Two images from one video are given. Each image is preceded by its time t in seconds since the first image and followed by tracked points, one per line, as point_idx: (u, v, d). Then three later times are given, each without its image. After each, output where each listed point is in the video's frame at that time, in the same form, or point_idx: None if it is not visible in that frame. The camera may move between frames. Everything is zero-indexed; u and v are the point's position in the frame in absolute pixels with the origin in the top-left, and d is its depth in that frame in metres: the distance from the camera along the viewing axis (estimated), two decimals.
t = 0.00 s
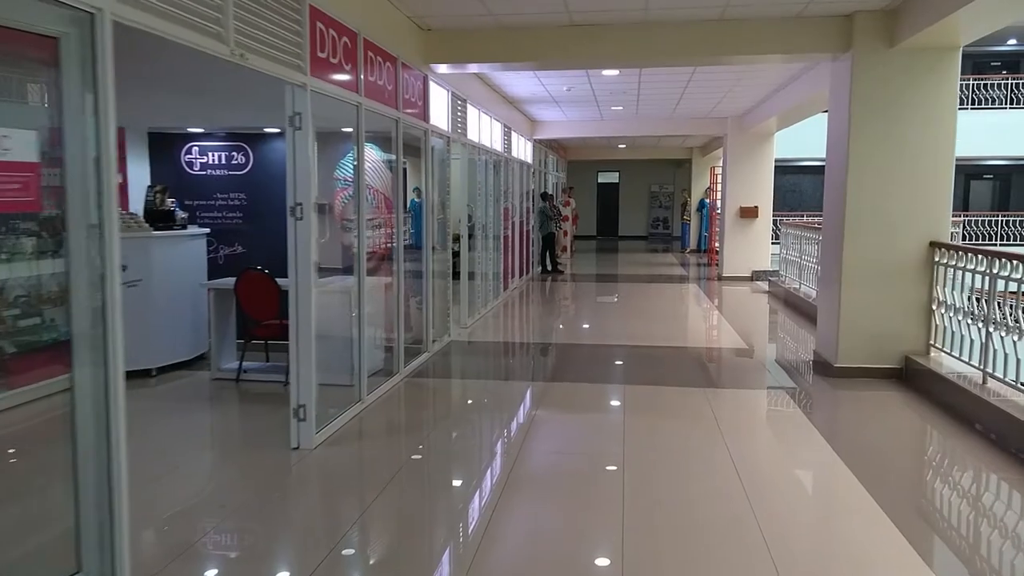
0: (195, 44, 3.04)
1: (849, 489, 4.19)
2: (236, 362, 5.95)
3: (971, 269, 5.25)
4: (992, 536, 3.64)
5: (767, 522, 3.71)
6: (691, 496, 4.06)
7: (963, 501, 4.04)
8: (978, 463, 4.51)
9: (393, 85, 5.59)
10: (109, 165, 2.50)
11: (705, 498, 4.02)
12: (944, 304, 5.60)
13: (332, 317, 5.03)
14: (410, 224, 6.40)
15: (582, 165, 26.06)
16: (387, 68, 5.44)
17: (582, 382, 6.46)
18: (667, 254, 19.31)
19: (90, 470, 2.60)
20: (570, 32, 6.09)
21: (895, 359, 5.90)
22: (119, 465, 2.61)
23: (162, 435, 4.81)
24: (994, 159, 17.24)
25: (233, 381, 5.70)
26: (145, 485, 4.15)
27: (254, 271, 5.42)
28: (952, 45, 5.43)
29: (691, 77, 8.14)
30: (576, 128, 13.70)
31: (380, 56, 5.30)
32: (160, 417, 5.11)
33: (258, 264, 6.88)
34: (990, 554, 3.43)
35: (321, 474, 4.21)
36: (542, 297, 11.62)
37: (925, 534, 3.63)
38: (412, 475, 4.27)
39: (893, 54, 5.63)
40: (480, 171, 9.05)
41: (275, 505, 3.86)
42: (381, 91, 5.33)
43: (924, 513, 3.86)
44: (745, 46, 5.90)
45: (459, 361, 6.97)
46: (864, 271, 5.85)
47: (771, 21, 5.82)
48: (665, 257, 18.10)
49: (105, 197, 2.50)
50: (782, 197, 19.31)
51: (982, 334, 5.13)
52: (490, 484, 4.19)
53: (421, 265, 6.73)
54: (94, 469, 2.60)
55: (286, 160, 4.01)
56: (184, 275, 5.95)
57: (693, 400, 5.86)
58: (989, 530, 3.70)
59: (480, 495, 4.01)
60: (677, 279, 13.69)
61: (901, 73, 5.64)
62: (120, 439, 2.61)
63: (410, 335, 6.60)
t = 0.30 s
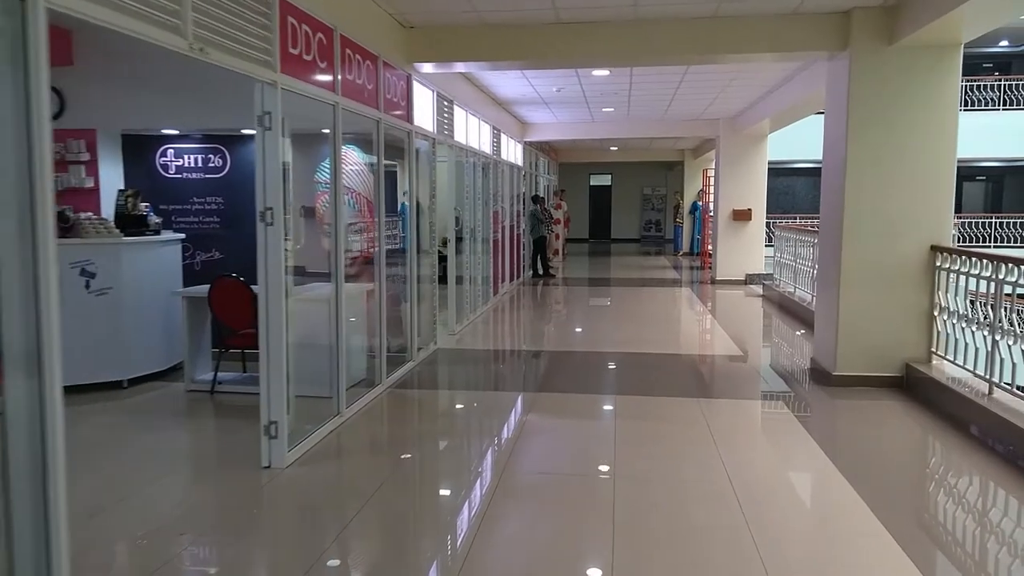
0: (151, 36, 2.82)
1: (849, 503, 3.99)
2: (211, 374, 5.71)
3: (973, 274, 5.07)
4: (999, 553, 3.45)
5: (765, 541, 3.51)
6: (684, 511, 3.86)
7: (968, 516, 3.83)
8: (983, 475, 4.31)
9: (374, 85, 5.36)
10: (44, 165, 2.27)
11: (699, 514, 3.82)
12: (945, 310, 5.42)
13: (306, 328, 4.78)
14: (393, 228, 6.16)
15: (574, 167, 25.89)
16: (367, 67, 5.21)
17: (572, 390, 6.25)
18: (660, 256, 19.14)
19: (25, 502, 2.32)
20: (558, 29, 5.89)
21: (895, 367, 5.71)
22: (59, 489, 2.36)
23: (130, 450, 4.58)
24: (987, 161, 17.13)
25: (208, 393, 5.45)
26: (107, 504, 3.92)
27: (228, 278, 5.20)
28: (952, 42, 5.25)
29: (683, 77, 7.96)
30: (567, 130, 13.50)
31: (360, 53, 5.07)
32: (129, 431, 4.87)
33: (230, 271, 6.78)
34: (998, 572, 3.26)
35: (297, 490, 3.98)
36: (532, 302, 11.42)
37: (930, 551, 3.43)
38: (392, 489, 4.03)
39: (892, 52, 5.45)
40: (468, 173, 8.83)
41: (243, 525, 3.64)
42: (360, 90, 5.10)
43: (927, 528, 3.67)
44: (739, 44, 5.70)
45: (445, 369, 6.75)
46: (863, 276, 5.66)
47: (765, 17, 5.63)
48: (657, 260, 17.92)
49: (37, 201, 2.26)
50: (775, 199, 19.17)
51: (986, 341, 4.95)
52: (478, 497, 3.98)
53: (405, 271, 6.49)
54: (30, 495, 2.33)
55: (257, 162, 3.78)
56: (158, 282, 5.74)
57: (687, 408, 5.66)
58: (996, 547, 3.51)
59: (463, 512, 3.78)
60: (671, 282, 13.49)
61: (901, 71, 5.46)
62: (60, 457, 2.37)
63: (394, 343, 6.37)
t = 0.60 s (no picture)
0: (90, 15, 2.57)
1: (852, 513, 3.77)
2: (182, 381, 5.45)
3: (979, 273, 4.84)
4: (1009, 566, 3.23)
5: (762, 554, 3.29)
6: (677, 521, 3.64)
7: (976, 528, 3.60)
8: (992, 483, 4.08)
9: (353, 76, 5.11)
10: None
11: (693, 526, 3.59)
12: (952, 312, 5.18)
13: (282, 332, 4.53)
14: (375, 227, 5.90)
15: (568, 166, 25.64)
16: (345, 58, 4.96)
17: (562, 394, 6.02)
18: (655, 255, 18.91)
19: None
20: (545, 19, 5.65)
21: (897, 369, 5.48)
22: None
23: (91, 460, 4.33)
24: (985, 158, 16.93)
25: (178, 402, 5.19)
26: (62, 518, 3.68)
27: (199, 280, 4.95)
28: (956, 30, 5.02)
29: (677, 70, 7.72)
30: (560, 127, 13.26)
31: (337, 43, 4.82)
32: (94, 439, 4.62)
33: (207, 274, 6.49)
34: None
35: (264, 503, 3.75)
36: (524, 302, 11.17)
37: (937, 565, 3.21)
38: (365, 500, 3.78)
39: (894, 41, 5.22)
40: (456, 170, 8.58)
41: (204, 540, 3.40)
42: (338, 82, 4.85)
43: (933, 540, 3.44)
44: (734, 33, 5.46)
45: (431, 373, 6.49)
46: (864, 275, 5.43)
47: (762, 5, 5.39)
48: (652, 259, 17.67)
49: None
50: (771, 197, 18.95)
51: (994, 343, 4.72)
52: (459, 509, 3.73)
53: (390, 272, 6.23)
54: None
55: (219, 156, 3.53)
56: (128, 284, 5.49)
57: (681, 413, 5.43)
58: (1006, 559, 3.30)
59: (438, 530, 3.48)
60: (666, 282, 13.26)
61: (902, 61, 5.22)
62: None
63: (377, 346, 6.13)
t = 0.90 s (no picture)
0: (33, 9, 2.37)
1: (851, 531, 3.58)
2: (155, 394, 5.23)
3: (983, 281, 4.67)
4: None
5: None
6: (670, 544, 3.43)
7: (984, 549, 3.40)
8: (998, 501, 3.89)
9: (333, 77, 4.91)
10: None
11: (686, 547, 3.39)
12: (955, 322, 5.01)
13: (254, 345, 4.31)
14: (358, 233, 5.68)
15: (564, 170, 25.48)
16: (324, 57, 4.76)
17: (553, 404, 5.82)
18: (650, 259, 18.72)
19: None
20: (533, 17, 5.47)
21: (898, 379, 5.30)
22: None
23: (55, 476, 4.12)
24: (983, 161, 16.79)
25: (151, 416, 4.98)
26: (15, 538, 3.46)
27: (171, 290, 4.75)
28: (957, 28, 4.84)
29: (671, 71, 7.53)
30: (553, 130, 13.06)
31: (315, 42, 4.62)
32: (59, 454, 4.41)
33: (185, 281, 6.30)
34: None
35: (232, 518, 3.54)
36: (517, 308, 10.96)
37: None
38: (339, 521, 3.56)
39: (896, 40, 5.03)
40: (445, 174, 8.38)
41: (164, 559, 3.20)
42: (316, 83, 4.64)
43: (937, 562, 3.25)
44: (728, 33, 5.28)
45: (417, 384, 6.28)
46: (863, 281, 5.24)
47: (757, 3, 5.21)
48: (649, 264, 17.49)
49: None
50: (767, 201, 18.79)
51: (998, 353, 4.54)
52: (438, 530, 3.52)
53: (373, 281, 6.00)
54: None
55: (182, 158, 3.33)
56: (99, 292, 5.28)
57: (676, 425, 5.22)
58: None
59: (424, 546, 3.32)
60: (662, 287, 13.06)
61: (902, 60, 5.04)
62: None
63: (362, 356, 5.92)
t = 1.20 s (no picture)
0: None
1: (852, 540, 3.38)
2: (125, 401, 5.00)
3: (988, 279, 4.48)
4: None
5: None
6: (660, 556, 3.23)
7: (991, 561, 3.20)
8: (1004, 509, 3.70)
9: (309, 68, 4.69)
10: None
11: (677, 559, 3.19)
12: (959, 323, 4.82)
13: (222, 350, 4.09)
14: (336, 233, 5.44)
15: (558, 169, 25.30)
16: (300, 47, 4.55)
17: (543, 407, 5.62)
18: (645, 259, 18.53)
19: None
20: (520, 7, 5.27)
21: (898, 382, 5.10)
22: None
23: (14, 486, 3.89)
24: (979, 160, 16.65)
25: (119, 423, 4.75)
26: None
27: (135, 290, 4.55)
28: (962, 17, 4.66)
29: (665, 65, 7.34)
30: (546, 128, 12.86)
31: (290, 31, 4.41)
32: (20, 462, 4.19)
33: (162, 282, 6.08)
34: None
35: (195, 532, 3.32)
36: (509, 308, 10.75)
37: None
38: (306, 533, 3.34)
39: (898, 29, 4.84)
40: (434, 171, 8.17)
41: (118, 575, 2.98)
42: (291, 74, 4.43)
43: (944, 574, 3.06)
44: (723, 23, 5.08)
45: (401, 388, 6.06)
46: (863, 280, 5.05)
47: None
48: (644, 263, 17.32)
49: None
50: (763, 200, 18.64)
51: (1004, 355, 4.35)
52: (414, 541, 3.31)
53: (354, 282, 5.76)
54: None
55: (139, 151, 3.11)
56: (67, 294, 5.07)
57: (669, 430, 5.02)
58: None
59: (413, 554, 3.17)
60: (657, 287, 12.87)
61: (905, 50, 4.85)
62: None
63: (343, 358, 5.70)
